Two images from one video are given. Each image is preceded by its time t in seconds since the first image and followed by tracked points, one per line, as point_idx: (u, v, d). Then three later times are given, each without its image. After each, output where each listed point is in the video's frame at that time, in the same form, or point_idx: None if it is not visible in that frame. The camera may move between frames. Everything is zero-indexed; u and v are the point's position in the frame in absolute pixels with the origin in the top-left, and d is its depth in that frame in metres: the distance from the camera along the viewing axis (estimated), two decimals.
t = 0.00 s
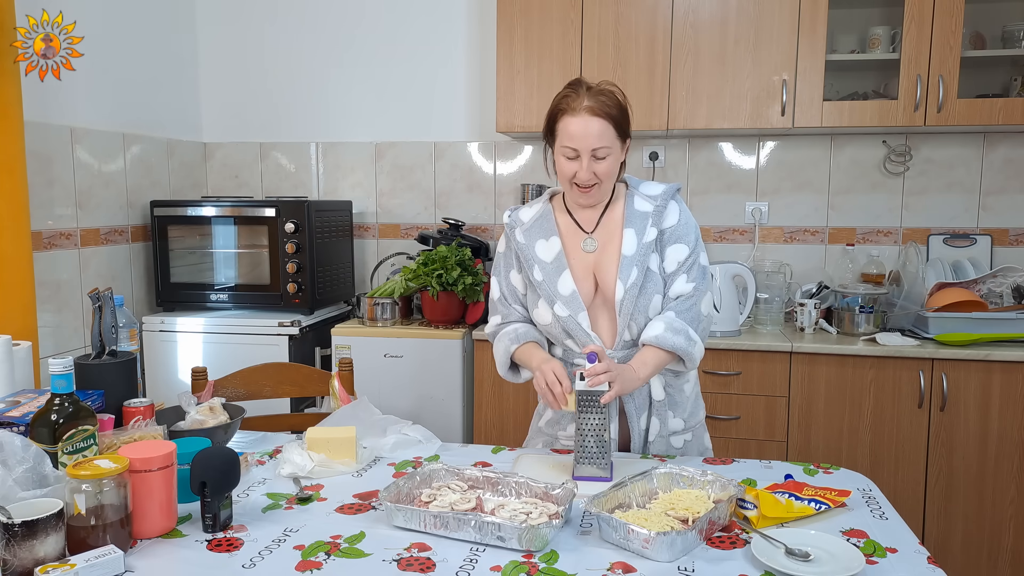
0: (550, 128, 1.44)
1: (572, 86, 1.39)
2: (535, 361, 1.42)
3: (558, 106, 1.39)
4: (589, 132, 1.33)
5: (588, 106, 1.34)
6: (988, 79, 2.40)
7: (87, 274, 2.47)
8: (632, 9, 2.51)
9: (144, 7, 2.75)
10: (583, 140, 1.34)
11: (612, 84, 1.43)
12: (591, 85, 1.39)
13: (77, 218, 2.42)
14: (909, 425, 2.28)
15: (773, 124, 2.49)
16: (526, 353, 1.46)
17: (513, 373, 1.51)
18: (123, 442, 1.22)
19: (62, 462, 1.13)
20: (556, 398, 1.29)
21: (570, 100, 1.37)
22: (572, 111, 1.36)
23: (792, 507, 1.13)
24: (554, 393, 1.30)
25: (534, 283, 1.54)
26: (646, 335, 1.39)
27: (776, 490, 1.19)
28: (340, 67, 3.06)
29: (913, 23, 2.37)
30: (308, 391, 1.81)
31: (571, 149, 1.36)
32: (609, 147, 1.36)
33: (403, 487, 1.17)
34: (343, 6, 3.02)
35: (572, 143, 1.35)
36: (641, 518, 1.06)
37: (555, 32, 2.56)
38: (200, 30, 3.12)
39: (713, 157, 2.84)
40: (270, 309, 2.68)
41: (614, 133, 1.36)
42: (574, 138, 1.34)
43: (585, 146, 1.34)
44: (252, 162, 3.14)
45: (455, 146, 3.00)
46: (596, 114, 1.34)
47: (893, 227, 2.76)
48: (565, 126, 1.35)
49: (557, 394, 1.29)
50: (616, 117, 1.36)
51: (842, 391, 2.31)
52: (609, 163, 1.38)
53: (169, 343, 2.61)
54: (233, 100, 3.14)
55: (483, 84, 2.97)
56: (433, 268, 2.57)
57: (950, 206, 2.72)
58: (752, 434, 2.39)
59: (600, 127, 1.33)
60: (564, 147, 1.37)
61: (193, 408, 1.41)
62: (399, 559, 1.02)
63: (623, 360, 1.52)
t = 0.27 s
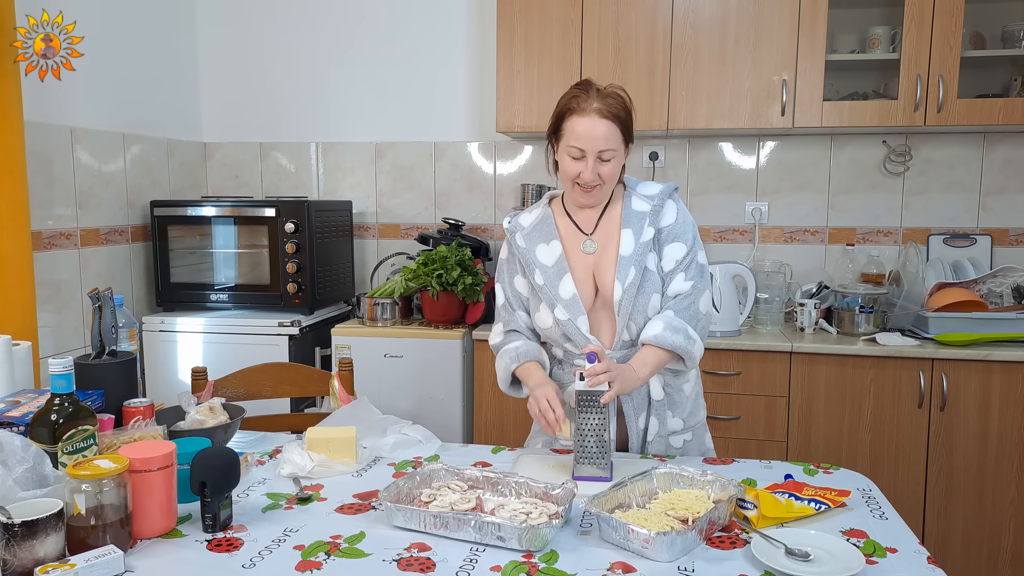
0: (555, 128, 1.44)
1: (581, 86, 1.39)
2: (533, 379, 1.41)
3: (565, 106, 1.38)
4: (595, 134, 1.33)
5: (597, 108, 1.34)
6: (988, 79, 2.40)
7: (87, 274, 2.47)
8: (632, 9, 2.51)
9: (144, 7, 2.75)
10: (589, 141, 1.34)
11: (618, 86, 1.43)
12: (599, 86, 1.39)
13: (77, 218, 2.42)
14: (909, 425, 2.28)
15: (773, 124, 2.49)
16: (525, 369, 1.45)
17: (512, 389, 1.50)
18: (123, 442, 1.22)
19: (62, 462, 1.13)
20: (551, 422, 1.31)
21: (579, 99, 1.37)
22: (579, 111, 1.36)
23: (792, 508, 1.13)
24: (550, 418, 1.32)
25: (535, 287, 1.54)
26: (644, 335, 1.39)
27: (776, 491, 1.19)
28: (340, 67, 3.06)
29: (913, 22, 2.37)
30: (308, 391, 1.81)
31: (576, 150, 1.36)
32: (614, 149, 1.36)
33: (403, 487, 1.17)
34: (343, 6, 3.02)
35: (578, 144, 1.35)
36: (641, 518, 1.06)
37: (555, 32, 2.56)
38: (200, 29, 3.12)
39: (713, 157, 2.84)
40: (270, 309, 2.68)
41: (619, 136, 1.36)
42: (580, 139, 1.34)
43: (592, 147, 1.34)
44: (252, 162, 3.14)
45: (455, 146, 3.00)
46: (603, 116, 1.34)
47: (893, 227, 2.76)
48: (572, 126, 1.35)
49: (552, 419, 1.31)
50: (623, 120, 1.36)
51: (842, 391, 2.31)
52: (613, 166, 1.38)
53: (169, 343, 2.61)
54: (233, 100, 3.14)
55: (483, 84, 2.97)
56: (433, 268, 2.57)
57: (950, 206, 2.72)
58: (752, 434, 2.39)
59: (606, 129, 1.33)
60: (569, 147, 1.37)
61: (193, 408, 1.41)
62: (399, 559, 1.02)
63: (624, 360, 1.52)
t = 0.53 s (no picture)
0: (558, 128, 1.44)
1: (585, 87, 1.39)
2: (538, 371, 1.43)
3: (569, 106, 1.38)
4: (599, 135, 1.33)
5: (602, 109, 1.34)
6: (987, 79, 2.40)
7: (87, 274, 2.47)
8: (632, 9, 2.51)
9: (144, 7, 2.75)
10: (593, 143, 1.34)
11: (623, 87, 1.43)
12: (604, 88, 1.39)
13: (77, 218, 2.42)
14: (909, 425, 2.28)
15: (773, 124, 2.49)
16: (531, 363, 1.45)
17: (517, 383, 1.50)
18: (123, 442, 1.22)
19: (62, 462, 1.13)
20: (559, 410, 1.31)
21: (583, 100, 1.37)
22: (584, 112, 1.36)
23: (792, 508, 1.13)
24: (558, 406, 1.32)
25: (537, 288, 1.54)
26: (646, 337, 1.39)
27: (776, 491, 1.19)
28: (340, 67, 3.06)
29: (913, 23, 2.37)
30: (308, 391, 1.81)
31: (580, 151, 1.36)
32: (618, 151, 1.36)
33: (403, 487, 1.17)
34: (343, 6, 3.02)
35: (582, 145, 1.35)
36: (641, 518, 1.06)
37: (555, 32, 2.56)
38: (200, 30, 3.12)
39: (713, 157, 2.84)
40: (270, 309, 2.68)
41: (623, 138, 1.36)
42: (585, 140, 1.34)
43: (595, 148, 1.34)
44: (252, 162, 3.14)
45: (455, 146, 3.00)
46: (608, 118, 1.34)
47: (893, 227, 2.76)
48: (576, 127, 1.35)
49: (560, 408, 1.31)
50: (626, 122, 1.36)
51: (842, 391, 2.31)
52: (616, 168, 1.38)
53: (169, 343, 2.61)
54: (233, 100, 3.14)
55: (483, 84, 2.97)
56: (433, 268, 2.58)
57: (950, 206, 2.72)
58: (752, 434, 2.39)
59: (610, 131, 1.34)
60: (573, 148, 1.37)
61: (193, 408, 1.41)
62: (399, 559, 1.02)
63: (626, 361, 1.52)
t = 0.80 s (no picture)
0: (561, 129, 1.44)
1: (587, 87, 1.39)
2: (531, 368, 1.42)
3: (571, 107, 1.39)
4: (601, 135, 1.33)
5: (603, 109, 1.34)
6: (988, 79, 2.40)
7: (87, 274, 2.47)
8: (632, 9, 2.51)
9: (144, 7, 2.75)
10: (595, 142, 1.34)
11: (625, 87, 1.43)
12: (606, 87, 1.39)
13: (77, 218, 2.42)
14: (909, 425, 2.28)
15: (773, 124, 2.49)
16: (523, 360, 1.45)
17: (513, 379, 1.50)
18: (123, 442, 1.22)
19: (62, 462, 1.13)
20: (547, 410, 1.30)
21: (585, 100, 1.37)
22: (586, 112, 1.36)
23: (792, 508, 1.13)
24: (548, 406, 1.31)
25: (540, 288, 1.54)
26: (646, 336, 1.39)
27: (776, 491, 1.19)
28: (340, 67, 3.06)
29: (913, 23, 2.37)
30: (308, 391, 1.81)
31: (581, 150, 1.36)
32: (619, 151, 1.36)
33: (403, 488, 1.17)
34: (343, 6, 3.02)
35: (584, 145, 1.35)
36: (641, 518, 1.06)
37: (555, 32, 2.56)
38: (200, 30, 3.12)
39: (713, 157, 2.84)
40: (271, 309, 2.68)
41: (625, 137, 1.36)
42: (586, 140, 1.34)
43: (596, 148, 1.34)
44: (252, 162, 3.14)
45: (455, 146, 3.00)
46: (610, 118, 1.34)
47: (893, 227, 2.76)
48: (578, 127, 1.35)
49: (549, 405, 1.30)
50: (629, 122, 1.36)
51: (842, 391, 2.31)
52: (618, 167, 1.38)
53: (169, 343, 2.61)
54: (233, 100, 3.14)
55: (483, 84, 2.97)
56: (433, 268, 2.58)
57: (950, 206, 2.72)
58: (752, 434, 2.39)
59: (612, 131, 1.34)
60: (575, 148, 1.37)
61: (193, 408, 1.41)
62: (399, 559, 1.02)
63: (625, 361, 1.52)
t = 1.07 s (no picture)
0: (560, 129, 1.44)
1: (586, 87, 1.39)
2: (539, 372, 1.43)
3: (570, 107, 1.39)
4: (600, 135, 1.33)
5: (602, 109, 1.34)
6: (987, 79, 2.40)
7: (87, 274, 2.47)
8: (632, 9, 2.51)
9: (144, 6, 2.75)
10: (594, 142, 1.34)
11: (625, 87, 1.43)
12: (605, 87, 1.39)
13: (77, 218, 2.42)
14: (909, 425, 2.28)
15: (773, 123, 2.49)
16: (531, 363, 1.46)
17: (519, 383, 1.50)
18: (123, 442, 1.22)
19: (62, 462, 1.13)
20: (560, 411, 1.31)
21: (583, 100, 1.37)
22: (585, 112, 1.36)
23: (792, 508, 1.13)
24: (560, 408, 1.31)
25: (541, 287, 1.54)
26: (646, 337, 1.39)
27: (776, 490, 1.19)
28: (340, 67, 3.06)
29: (913, 23, 2.37)
30: (308, 390, 1.81)
31: (581, 150, 1.36)
32: (619, 151, 1.36)
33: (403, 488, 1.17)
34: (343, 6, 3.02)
35: (583, 145, 1.35)
36: (641, 518, 1.06)
37: (555, 32, 2.56)
38: (200, 30, 3.12)
39: (713, 157, 2.84)
40: (271, 309, 2.68)
41: (624, 137, 1.36)
42: (585, 140, 1.34)
43: (595, 148, 1.34)
44: (252, 162, 3.14)
45: (455, 146, 3.01)
46: (609, 118, 1.34)
47: (893, 227, 2.76)
48: (577, 126, 1.35)
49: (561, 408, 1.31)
50: (628, 121, 1.36)
51: (842, 391, 2.31)
52: (617, 167, 1.38)
53: (169, 343, 2.61)
54: (233, 99, 3.14)
55: (483, 84, 2.97)
56: (433, 268, 2.58)
57: (950, 206, 2.72)
58: (752, 434, 2.39)
59: (611, 131, 1.34)
60: (574, 147, 1.37)
61: (193, 408, 1.41)
62: (399, 559, 1.02)
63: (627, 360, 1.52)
